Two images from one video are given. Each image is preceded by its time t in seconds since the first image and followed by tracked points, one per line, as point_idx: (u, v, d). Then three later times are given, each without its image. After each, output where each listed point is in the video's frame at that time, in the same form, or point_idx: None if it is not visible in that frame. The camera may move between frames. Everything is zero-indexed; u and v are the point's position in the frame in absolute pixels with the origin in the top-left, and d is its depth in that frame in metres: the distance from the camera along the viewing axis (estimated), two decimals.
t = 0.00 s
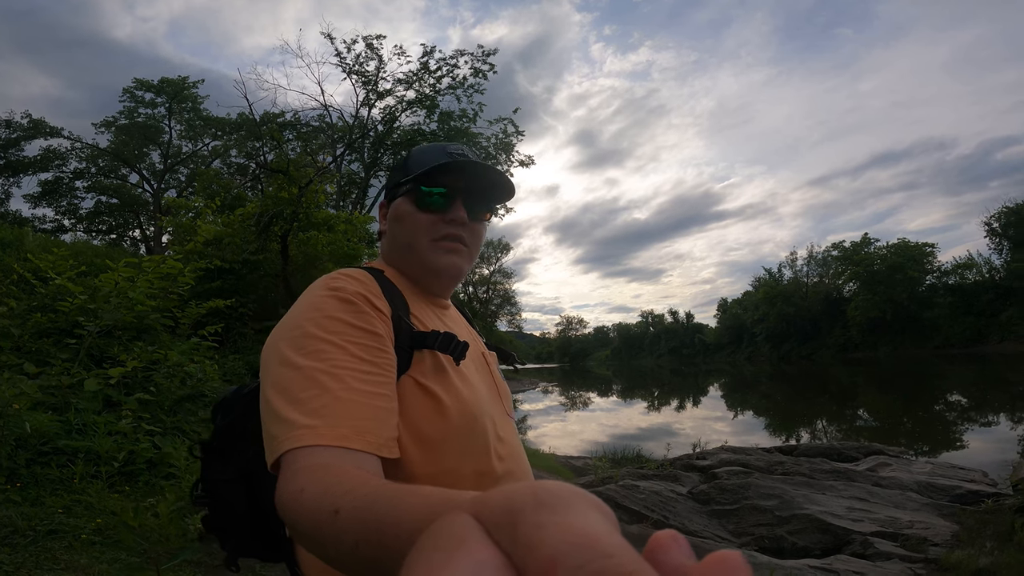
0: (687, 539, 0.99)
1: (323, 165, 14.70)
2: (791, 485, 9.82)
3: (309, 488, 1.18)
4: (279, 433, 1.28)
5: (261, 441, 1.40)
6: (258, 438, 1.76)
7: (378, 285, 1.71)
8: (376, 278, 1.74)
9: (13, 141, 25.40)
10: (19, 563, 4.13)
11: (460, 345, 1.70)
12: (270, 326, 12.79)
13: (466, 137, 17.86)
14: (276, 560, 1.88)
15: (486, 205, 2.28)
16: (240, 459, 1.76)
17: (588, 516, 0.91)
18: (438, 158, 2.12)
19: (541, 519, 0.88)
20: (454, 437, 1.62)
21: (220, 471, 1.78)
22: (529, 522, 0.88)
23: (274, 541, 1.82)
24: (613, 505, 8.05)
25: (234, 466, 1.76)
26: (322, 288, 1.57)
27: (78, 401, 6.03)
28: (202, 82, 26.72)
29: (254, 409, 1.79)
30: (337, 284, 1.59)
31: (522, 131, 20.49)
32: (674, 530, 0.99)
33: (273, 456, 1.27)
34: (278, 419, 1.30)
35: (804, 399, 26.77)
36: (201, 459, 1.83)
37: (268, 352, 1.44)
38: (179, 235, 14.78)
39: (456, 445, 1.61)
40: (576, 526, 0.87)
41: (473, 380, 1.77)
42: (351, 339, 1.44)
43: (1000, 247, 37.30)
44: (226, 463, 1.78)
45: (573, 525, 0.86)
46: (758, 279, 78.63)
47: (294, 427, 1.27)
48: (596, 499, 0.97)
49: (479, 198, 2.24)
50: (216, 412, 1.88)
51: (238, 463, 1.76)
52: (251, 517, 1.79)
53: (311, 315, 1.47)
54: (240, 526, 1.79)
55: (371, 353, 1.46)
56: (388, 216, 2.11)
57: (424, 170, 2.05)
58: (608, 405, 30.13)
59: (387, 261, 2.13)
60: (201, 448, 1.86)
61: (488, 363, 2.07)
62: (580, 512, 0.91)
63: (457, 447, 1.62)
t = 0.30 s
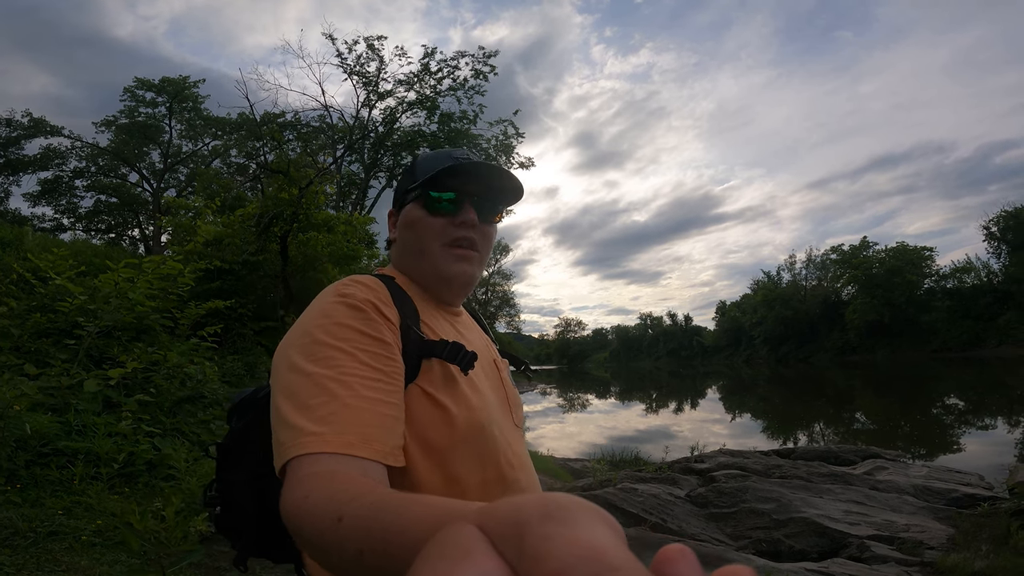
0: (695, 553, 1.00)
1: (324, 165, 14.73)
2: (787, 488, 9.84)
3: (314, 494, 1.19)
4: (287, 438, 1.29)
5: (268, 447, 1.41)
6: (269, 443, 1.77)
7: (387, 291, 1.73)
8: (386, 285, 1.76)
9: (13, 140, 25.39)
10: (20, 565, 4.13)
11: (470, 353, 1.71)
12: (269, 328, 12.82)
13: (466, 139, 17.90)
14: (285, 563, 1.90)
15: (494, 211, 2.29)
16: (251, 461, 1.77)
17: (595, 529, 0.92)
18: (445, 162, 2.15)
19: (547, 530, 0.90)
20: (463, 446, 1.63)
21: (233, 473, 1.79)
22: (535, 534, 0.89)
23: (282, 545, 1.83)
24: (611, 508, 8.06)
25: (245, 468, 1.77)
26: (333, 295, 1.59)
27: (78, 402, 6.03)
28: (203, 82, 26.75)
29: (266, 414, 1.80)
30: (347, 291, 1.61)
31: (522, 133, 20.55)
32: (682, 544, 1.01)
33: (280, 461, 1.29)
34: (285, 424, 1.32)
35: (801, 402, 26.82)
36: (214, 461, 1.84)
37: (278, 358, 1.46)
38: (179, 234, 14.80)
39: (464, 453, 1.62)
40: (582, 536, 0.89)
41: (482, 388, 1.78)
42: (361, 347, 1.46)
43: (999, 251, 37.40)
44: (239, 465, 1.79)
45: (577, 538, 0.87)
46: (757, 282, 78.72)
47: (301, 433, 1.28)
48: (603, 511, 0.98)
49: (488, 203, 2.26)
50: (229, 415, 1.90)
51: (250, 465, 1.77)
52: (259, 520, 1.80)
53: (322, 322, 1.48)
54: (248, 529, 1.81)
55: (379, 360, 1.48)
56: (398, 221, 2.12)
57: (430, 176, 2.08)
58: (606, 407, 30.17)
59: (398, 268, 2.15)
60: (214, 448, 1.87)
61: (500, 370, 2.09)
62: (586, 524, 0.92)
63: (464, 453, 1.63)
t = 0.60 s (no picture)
0: (689, 557, 1.04)
1: (324, 166, 14.76)
2: (781, 490, 9.89)
3: (309, 498, 1.22)
4: (282, 442, 1.32)
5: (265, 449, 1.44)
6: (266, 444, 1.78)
7: (384, 292, 1.76)
8: (382, 286, 1.78)
9: (14, 138, 25.41)
10: (22, 562, 4.15)
11: (469, 352, 1.74)
12: (268, 328, 12.85)
13: (466, 140, 17.95)
14: (284, 564, 1.92)
15: (487, 204, 2.32)
16: (249, 465, 1.79)
17: (589, 533, 0.95)
18: (432, 159, 2.18)
19: (540, 535, 0.92)
20: (461, 446, 1.66)
21: (233, 474, 1.81)
22: (528, 538, 0.92)
23: (282, 547, 1.85)
24: (607, 509, 8.11)
25: (244, 471, 1.79)
26: (329, 296, 1.62)
27: (79, 401, 6.07)
28: (204, 82, 26.80)
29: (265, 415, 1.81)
30: (343, 292, 1.64)
31: (522, 135, 20.61)
32: (677, 549, 1.04)
33: (276, 465, 1.32)
34: (282, 428, 1.35)
35: (798, 404, 26.86)
36: (214, 462, 1.86)
37: (275, 360, 1.49)
38: (178, 234, 14.83)
39: (461, 453, 1.66)
40: (575, 540, 0.91)
41: (481, 386, 1.81)
42: (357, 348, 1.49)
43: (998, 255, 37.42)
44: (239, 467, 1.81)
45: (571, 542, 0.90)
46: (755, 284, 78.79)
47: (297, 437, 1.31)
48: (596, 515, 1.01)
49: (479, 197, 2.29)
50: (225, 416, 1.91)
51: (248, 468, 1.78)
52: (260, 523, 1.81)
53: (318, 324, 1.52)
54: (246, 533, 1.83)
55: (375, 362, 1.51)
56: (389, 223, 2.17)
57: (421, 174, 2.10)
58: (604, 409, 30.19)
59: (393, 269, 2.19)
60: (213, 449, 1.89)
61: (498, 368, 2.12)
62: (579, 528, 0.94)
63: (462, 453, 1.67)
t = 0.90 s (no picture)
0: (682, 536, 1.11)
1: (323, 167, 14.82)
2: (775, 490, 9.95)
3: (306, 490, 1.25)
4: (278, 435, 1.36)
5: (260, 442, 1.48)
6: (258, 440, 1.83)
7: (375, 283, 1.80)
8: (373, 277, 1.83)
9: (12, 138, 25.43)
10: (30, 556, 4.19)
11: (460, 340, 1.79)
12: (267, 328, 12.92)
13: (465, 142, 18.02)
14: (282, 560, 1.95)
15: (478, 196, 2.36)
16: (242, 460, 1.83)
17: (585, 512, 0.99)
18: (423, 150, 2.21)
19: (536, 516, 0.96)
20: (457, 433, 1.70)
21: (226, 470, 1.85)
22: (524, 521, 0.95)
23: (279, 541, 1.88)
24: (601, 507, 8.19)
25: (238, 466, 1.82)
26: (319, 287, 1.66)
27: (81, 399, 6.10)
28: (204, 82, 26.84)
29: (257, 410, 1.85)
30: (334, 284, 1.68)
31: (520, 137, 20.69)
32: (671, 529, 1.11)
33: (272, 456, 1.35)
34: (276, 420, 1.38)
35: (796, 406, 26.92)
36: (207, 459, 1.90)
37: (267, 352, 1.53)
38: (177, 234, 14.85)
39: (457, 439, 1.69)
40: (571, 520, 0.95)
41: (474, 375, 1.86)
42: (348, 339, 1.53)
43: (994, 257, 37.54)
44: (233, 463, 1.84)
45: (565, 523, 0.94)
46: (754, 287, 78.89)
47: (293, 428, 1.35)
48: (592, 496, 1.04)
49: (469, 189, 2.33)
50: (218, 413, 1.95)
51: (242, 463, 1.82)
52: (255, 519, 1.84)
53: (308, 315, 1.56)
54: (242, 529, 1.85)
55: (367, 351, 1.55)
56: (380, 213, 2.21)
57: (411, 166, 2.13)
58: (602, 410, 30.26)
59: (384, 259, 2.24)
60: (207, 447, 1.92)
61: (490, 356, 2.16)
62: (575, 507, 0.98)
63: (458, 440, 1.70)
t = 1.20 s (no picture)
0: (699, 549, 1.06)
1: (323, 169, 14.85)
2: (773, 489, 9.98)
3: (316, 495, 1.28)
4: (287, 441, 1.39)
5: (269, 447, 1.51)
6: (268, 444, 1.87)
7: (381, 285, 1.84)
8: (380, 280, 1.86)
9: (10, 141, 25.45)
10: (49, 555, 4.22)
11: (468, 340, 1.82)
12: (268, 331, 12.96)
13: (463, 144, 18.07)
14: (292, 565, 1.98)
15: (481, 194, 2.39)
16: (253, 465, 1.86)
17: (595, 517, 1.00)
18: (424, 152, 2.25)
19: (543, 523, 0.97)
20: (469, 433, 1.73)
21: (237, 475, 1.89)
22: (532, 528, 0.97)
23: (290, 547, 1.90)
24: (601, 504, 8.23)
25: (249, 470, 1.86)
26: (328, 291, 1.70)
27: (90, 403, 6.16)
28: (203, 85, 26.88)
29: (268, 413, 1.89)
30: (342, 287, 1.72)
31: (519, 139, 20.74)
32: (688, 542, 1.06)
33: (282, 462, 1.38)
34: (286, 426, 1.41)
35: (795, 406, 26.97)
36: (218, 464, 1.93)
37: (277, 358, 1.57)
38: (177, 237, 14.86)
39: (468, 440, 1.72)
40: (579, 524, 0.96)
41: (482, 376, 1.89)
42: (356, 342, 1.57)
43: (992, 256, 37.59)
44: (245, 469, 1.88)
45: (572, 528, 0.96)
46: (754, 288, 78.96)
47: (302, 435, 1.38)
48: (602, 500, 1.06)
49: (473, 187, 2.36)
50: (228, 417, 1.99)
51: (253, 468, 1.86)
52: (266, 525, 1.87)
53: (317, 319, 1.59)
54: (253, 533, 1.89)
55: (375, 355, 1.58)
56: (384, 215, 2.24)
57: (413, 166, 2.17)
58: (602, 411, 30.30)
59: (390, 261, 2.26)
60: (216, 453, 1.96)
61: (499, 356, 2.19)
62: (585, 513, 1.00)
63: (469, 441, 1.73)
